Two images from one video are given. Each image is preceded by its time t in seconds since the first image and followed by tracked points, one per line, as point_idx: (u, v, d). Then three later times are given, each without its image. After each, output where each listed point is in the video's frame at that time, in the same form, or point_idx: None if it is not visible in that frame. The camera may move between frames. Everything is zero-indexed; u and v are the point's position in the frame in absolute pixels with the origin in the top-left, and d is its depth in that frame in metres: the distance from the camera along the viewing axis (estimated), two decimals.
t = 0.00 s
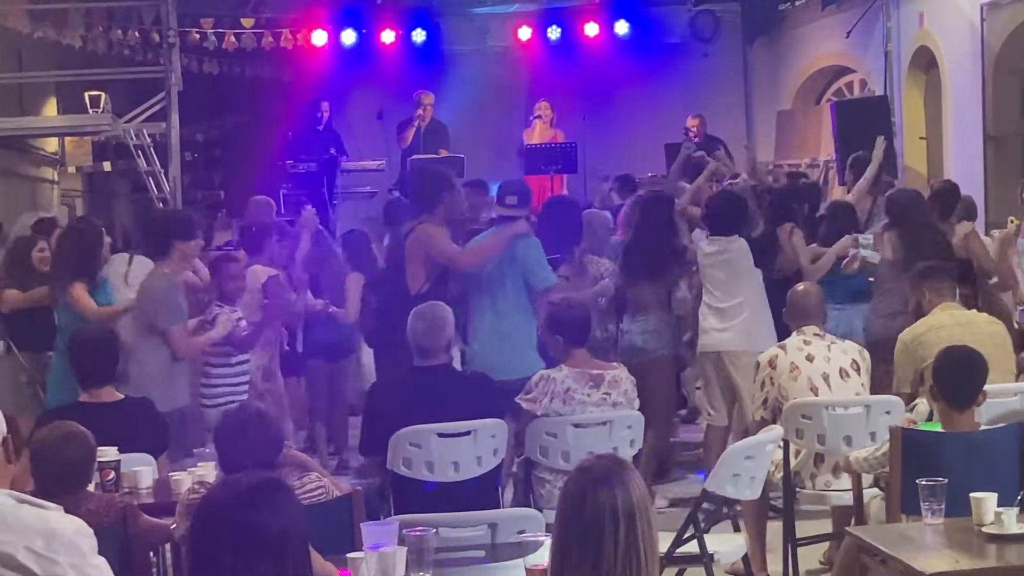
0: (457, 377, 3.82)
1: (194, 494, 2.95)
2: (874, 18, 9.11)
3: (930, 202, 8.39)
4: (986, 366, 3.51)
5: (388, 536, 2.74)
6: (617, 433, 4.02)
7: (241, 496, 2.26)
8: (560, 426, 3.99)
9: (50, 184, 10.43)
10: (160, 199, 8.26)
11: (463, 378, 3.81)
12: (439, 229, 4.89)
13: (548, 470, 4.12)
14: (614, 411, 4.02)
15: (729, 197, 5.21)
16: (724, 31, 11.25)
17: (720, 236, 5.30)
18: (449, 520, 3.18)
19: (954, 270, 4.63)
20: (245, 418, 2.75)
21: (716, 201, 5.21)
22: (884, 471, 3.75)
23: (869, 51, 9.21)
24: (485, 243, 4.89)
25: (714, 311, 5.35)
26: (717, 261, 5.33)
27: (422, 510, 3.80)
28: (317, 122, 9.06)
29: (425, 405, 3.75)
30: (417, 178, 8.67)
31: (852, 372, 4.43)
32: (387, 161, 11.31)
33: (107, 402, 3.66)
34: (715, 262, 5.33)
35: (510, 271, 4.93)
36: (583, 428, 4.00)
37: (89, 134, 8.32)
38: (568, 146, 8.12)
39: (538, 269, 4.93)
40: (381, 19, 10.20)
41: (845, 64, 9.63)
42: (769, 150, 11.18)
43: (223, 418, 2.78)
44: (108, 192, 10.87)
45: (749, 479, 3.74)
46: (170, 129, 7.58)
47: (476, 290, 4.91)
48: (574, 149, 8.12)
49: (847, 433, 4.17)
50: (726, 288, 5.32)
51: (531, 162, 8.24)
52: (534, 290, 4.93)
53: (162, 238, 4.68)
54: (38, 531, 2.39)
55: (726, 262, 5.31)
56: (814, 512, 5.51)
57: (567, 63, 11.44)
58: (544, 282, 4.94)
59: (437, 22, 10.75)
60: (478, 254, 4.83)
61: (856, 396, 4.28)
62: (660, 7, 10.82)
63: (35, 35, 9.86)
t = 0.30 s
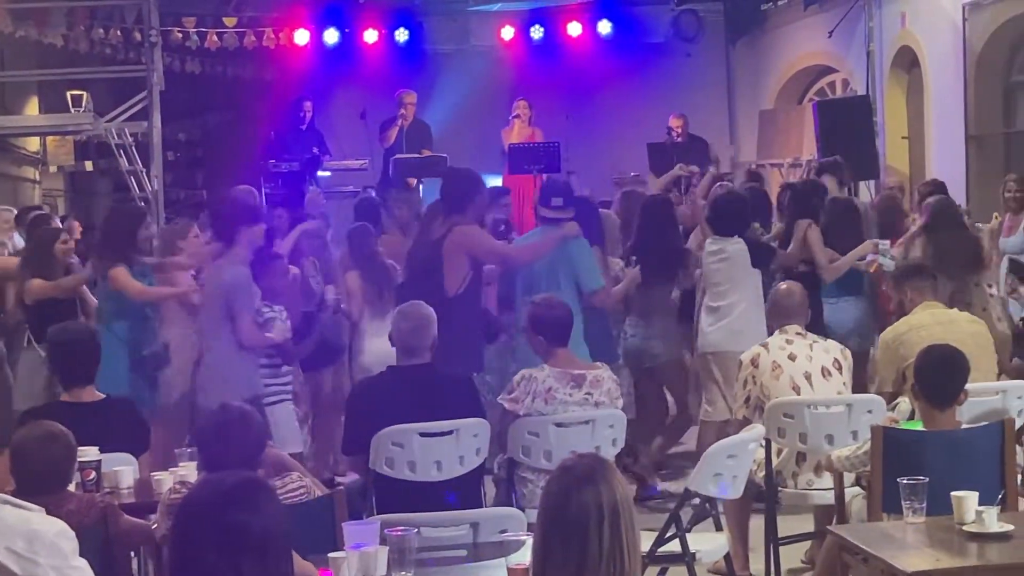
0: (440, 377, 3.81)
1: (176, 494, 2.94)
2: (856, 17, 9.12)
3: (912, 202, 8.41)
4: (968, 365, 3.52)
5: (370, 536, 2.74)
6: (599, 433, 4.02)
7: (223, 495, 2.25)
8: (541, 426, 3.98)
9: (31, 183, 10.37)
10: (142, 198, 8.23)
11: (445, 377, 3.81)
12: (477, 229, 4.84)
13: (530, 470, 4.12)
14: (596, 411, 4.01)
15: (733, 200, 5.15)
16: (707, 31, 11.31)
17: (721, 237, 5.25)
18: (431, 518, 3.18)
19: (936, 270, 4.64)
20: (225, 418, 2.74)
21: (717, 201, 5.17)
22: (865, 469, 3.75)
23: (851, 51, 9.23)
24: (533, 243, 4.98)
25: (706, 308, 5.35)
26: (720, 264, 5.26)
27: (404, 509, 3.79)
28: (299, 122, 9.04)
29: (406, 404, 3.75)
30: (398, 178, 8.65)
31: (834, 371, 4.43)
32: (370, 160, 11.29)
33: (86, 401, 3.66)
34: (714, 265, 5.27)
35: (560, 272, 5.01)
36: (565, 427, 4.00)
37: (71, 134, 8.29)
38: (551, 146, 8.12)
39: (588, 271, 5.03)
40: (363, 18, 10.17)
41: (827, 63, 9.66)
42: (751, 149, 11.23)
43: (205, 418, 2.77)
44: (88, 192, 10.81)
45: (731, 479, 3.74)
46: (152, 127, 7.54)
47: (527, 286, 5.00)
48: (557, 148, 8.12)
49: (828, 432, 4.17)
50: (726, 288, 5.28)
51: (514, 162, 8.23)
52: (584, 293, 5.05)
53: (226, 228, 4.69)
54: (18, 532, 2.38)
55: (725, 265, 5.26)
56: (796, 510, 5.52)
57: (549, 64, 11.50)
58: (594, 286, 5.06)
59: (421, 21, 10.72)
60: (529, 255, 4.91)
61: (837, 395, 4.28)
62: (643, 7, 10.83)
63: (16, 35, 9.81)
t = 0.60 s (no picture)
0: (423, 377, 3.80)
1: (159, 494, 2.94)
2: (840, 18, 9.13)
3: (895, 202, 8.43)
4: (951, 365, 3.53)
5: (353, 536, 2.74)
6: (583, 433, 4.01)
7: (205, 495, 2.25)
8: (525, 426, 3.98)
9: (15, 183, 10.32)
10: (127, 198, 8.20)
11: (428, 377, 3.80)
12: (510, 227, 4.99)
13: (514, 470, 4.12)
14: (580, 411, 4.01)
15: (752, 199, 5.10)
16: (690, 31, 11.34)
17: (738, 235, 5.20)
18: (413, 518, 3.18)
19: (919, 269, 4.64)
20: (208, 419, 2.74)
21: (735, 200, 5.11)
22: (848, 469, 3.76)
23: (835, 51, 9.24)
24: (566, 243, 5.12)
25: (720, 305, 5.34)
26: (734, 265, 5.22)
27: (387, 509, 3.79)
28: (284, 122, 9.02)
29: (389, 404, 3.75)
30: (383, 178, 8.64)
31: (817, 371, 4.44)
32: (355, 161, 11.28)
33: (69, 402, 3.65)
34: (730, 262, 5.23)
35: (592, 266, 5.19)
36: (548, 427, 3.99)
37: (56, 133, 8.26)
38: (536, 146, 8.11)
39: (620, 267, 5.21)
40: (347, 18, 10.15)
41: (810, 64, 9.67)
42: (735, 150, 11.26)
43: (188, 418, 2.77)
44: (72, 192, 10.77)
45: (714, 479, 3.75)
46: (136, 126, 7.52)
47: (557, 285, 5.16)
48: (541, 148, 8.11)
49: (812, 432, 4.17)
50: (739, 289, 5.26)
51: (499, 161, 8.22)
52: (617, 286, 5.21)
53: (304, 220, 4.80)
54: None
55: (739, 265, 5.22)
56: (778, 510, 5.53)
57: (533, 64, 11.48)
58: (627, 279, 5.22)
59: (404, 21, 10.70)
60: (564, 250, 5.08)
61: (820, 395, 4.28)
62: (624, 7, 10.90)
63: None
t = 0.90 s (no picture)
0: (407, 379, 3.80)
1: (142, 496, 2.93)
2: (825, 20, 9.14)
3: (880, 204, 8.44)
4: (934, 367, 3.54)
5: (337, 537, 2.71)
6: (568, 434, 4.01)
7: (188, 498, 2.25)
8: (509, 428, 3.98)
9: None
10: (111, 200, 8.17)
11: (412, 379, 3.80)
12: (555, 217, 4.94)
13: (498, 472, 4.12)
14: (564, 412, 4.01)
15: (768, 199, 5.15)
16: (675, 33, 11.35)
17: (752, 236, 5.27)
18: (396, 519, 3.18)
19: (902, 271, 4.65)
20: (191, 420, 2.73)
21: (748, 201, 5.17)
22: (833, 470, 3.76)
23: (820, 53, 9.25)
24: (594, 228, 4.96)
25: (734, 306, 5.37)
26: (749, 266, 5.27)
27: (371, 510, 3.79)
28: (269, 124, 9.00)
29: (373, 407, 3.74)
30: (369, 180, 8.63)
31: (801, 372, 4.44)
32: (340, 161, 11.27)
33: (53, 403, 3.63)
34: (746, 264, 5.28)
35: (620, 256, 5.04)
36: (533, 429, 3.99)
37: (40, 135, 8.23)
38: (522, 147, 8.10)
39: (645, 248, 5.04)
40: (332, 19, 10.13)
41: (795, 66, 9.68)
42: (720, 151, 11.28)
43: (170, 420, 2.76)
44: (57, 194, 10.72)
45: (698, 480, 3.75)
46: (121, 127, 7.48)
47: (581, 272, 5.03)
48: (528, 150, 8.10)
49: (796, 433, 4.18)
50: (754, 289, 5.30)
51: (484, 162, 8.21)
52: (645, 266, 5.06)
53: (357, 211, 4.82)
54: None
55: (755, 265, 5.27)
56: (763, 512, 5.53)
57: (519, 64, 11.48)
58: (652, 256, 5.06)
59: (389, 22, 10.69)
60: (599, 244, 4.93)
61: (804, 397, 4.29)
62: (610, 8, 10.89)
63: None
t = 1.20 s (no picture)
0: (394, 381, 3.80)
1: (129, 498, 2.92)
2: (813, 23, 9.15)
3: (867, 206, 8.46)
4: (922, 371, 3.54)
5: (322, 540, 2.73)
6: (555, 436, 4.00)
7: (174, 502, 2.26)
8: (496, 430, 3.98)
9: None
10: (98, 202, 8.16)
11: (399, 381, 3.80)
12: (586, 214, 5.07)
13: (486, 474, 4.11)
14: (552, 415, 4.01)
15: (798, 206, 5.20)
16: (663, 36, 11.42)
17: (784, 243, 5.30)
18: (383, 523, 3.18)
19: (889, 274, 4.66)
20: (178, 423, 2.73)
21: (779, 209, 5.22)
22: (820, 473, 3.77)
23: (807, 56, 9.26)
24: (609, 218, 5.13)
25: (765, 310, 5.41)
26: (778, 272, 5.31)
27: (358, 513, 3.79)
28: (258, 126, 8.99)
29: (358, 408, 3.74)
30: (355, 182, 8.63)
31: (788, 375, 4.45)
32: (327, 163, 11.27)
33: (41, 406, 3.63)
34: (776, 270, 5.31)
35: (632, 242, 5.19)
36: (520, 431, 3.99)
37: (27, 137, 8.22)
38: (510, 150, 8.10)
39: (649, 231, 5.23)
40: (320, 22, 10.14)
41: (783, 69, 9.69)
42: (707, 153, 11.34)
43: (158, 423, 2.76)
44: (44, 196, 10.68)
45: (686, 482, 3.75)
46: (108, 130, 7.47)
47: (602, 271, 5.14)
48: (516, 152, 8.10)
49: (784, 436, 4.18)
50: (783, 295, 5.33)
51: (472, 165, 8.20)
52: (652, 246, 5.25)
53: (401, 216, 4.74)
54: None
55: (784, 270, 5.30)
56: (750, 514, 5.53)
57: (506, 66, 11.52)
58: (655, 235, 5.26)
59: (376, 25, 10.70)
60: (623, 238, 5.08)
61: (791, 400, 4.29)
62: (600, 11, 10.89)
63: None
